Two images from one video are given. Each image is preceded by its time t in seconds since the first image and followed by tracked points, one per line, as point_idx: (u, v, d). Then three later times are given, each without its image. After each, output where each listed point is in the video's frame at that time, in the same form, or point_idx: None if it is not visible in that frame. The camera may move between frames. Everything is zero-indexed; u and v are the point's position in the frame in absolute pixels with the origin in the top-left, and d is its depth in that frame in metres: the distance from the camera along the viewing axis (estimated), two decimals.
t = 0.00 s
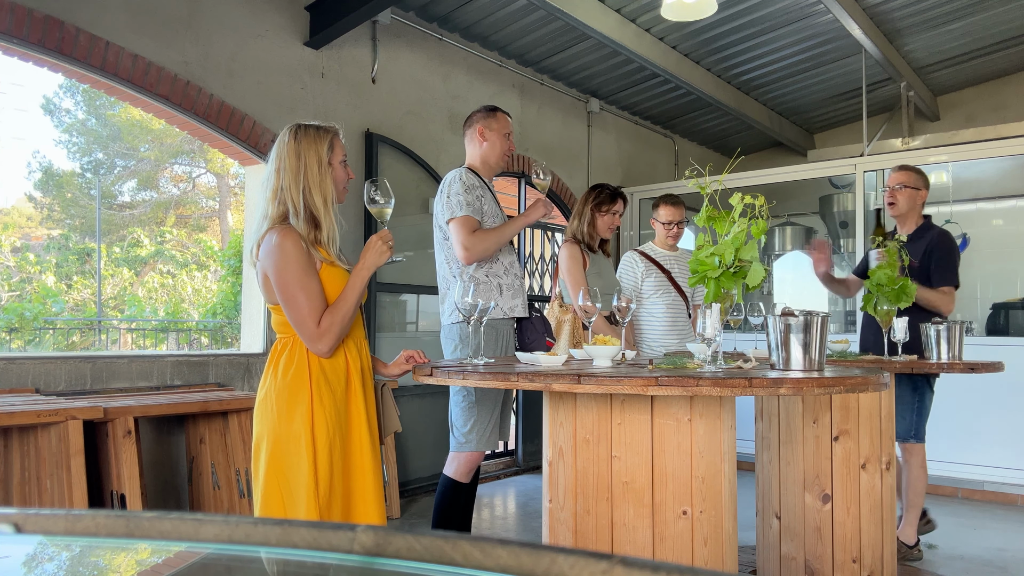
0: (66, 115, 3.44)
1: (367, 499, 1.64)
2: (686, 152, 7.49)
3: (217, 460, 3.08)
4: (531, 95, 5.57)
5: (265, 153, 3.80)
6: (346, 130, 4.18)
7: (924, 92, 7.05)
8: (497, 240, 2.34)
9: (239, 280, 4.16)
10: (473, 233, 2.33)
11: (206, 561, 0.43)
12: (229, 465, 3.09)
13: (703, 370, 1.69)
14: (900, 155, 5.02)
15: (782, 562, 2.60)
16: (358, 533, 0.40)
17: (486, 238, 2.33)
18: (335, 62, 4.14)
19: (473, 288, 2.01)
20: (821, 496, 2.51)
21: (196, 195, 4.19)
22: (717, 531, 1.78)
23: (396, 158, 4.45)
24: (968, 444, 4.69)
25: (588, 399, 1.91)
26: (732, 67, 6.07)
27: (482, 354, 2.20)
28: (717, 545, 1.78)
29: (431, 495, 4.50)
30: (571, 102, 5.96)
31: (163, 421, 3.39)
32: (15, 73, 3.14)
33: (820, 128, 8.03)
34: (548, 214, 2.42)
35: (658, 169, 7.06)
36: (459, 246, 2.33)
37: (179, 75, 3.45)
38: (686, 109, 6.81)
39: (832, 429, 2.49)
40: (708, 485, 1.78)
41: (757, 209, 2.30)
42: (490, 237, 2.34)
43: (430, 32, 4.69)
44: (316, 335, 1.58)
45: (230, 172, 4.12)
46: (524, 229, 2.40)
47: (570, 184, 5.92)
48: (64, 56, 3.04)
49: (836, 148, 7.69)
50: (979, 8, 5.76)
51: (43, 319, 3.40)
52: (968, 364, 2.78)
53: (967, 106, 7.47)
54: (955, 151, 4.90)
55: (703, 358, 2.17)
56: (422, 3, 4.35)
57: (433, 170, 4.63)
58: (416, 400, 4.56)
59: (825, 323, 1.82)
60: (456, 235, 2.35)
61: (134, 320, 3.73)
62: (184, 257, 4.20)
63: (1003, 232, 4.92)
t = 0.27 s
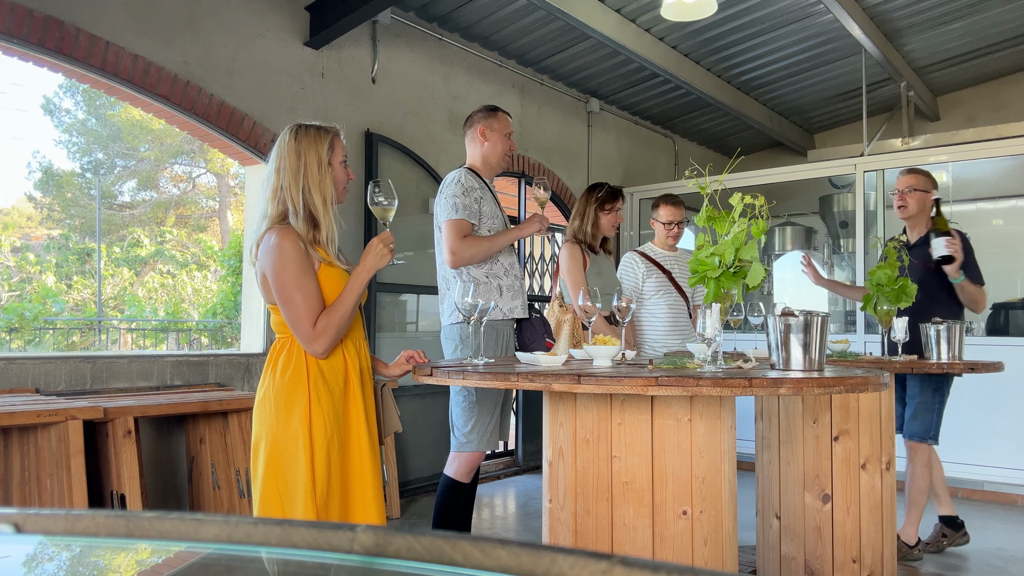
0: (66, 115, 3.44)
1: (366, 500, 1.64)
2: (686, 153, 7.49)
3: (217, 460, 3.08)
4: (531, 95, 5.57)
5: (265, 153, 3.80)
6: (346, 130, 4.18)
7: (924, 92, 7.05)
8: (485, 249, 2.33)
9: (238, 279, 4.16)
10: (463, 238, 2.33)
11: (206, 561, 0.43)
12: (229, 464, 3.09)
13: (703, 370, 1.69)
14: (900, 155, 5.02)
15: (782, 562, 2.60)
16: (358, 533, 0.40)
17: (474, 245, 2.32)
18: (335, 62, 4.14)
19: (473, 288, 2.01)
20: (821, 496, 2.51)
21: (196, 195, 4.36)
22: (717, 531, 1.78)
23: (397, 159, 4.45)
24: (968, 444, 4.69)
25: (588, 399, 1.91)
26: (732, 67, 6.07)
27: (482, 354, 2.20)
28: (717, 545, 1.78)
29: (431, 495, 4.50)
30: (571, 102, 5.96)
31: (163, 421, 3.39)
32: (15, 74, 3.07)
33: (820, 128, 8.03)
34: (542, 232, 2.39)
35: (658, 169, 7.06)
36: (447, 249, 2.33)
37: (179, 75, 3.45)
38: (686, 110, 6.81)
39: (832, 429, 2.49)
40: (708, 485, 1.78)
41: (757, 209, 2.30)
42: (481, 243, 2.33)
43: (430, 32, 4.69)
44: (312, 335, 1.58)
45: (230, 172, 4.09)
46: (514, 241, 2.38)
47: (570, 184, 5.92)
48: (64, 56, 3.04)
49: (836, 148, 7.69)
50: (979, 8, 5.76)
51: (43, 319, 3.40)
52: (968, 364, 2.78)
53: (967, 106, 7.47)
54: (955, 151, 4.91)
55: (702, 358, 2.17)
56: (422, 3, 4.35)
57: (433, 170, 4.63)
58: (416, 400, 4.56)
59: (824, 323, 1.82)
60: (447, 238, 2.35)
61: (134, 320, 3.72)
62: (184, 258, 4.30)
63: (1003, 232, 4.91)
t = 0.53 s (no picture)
0: (66, 115, 3.44)
1: (364, 500, 1.63)
2: (686, 153, 7.49)
3: (217, 460, 3.08)
4: (531, 95, 5.57)
5: (265, 153, 3.80)
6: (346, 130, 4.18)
7: (924, 92, 7.05)
8: (482, 251, 2.32)
9: (238, 280, 4.16)
10: (461, 239, 2.34)
11: (206, 560, 0.43)
12: (229, 464, 3.08)
13: (703, 371, 1.69)
14: (900, 155, 5.01)
15: (782, 562, 2.60)
16: (358, 533, 0.40)
17: (472, 246, 2.32)
18: (335, 62, 4.14)
19: (474, 288, 2.01)
20: (821, 496, 2.51)
21: (196, 195, 4.35)
22: (717, 531, 1.78)
23: (397, 159, 4.45)
24: (967, 444, 4.69)
25: (588, 399, 1.91)
26: (732, 67, 6.07)
27: (482, 354, 2.20)
28: (717, 545, 1.78)
29: (431, 495, 4.50)
30: (571, 102, 5.96)
31: (163, 421, 3.39)
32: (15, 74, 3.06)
33: (820, 128, 8.03)
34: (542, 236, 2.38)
35: (658, 169, 7.06)
36: (445, 250, 2.34)
37: (179, 75, 3.45)
38: (686, 110, 6.81)
39: (832, 429, 2.49)
40: (708, 485, 1.78)
41: (757, 209, 2.30)
42: (480, 245, 2.33)
43: (430, 32, 4.69)
44: (309, 336, 1.58)
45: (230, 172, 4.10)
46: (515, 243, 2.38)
47: (570, 184, 5.92)
48: (64, 56, 3.04)
49: (836, 148, 7.69)
50: (979, 8, 5.76)
51: (43, 319, 3.39)
52: (968, 364, 2.78)
53: (967, 106, 7.47)
54: (955, 151, 4.91)
55: (703, 358, 2.17)
56: (422, 3, 4.35)
57: (433, 170, 4.63)
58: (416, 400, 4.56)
59: (825, 323, 1.82)
60: (446, 239, 2.35)
61: (134, 320, 3.71)
62: (184, 258, 4.30)
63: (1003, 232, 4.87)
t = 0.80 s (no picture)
0: (66, 115, 3.44)
1: (362, 499, 1.63)
2: (686, 153, 7.49)
3: (217, 460, 3.08)
4: (531, 95, 5.57)
5: (265, 153, 3.80)
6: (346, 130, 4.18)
7: (924, 92, 7.05)
8: (482, 250, 2.32)
9: (238, 280, 4.16)
10: (462, 239, 2.34)
11: (206, 561, 0.43)
12: (229, 464, 3.08)
13: (703, 371, 1.69)
14: (900, 155, 5.01)
15: (781, 561, 2.60)
16: (358, 533, 0.40)
17: (472, 246, 2.32)
18: (335, 62, 4.14)
19: (474, 288, 2.01)
20: (821, 496, 2.51)
21: (196, 195, 4.42)
22: (717, 530, 1.78)
23: (397, 159, 4.45)
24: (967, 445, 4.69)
25: (588, 399, 1.91)
26: (732, 67, 6.07)
27: (482, 354, 2.20)
28: (717, 545, 1.78)
29: (431, 495, 4.50)
30: (571, 102, 5.96)
31: (163, 421, 3.39)
32: (15, 74, 3.07)
33: (820, 128, 8.03)
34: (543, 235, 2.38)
35: (658, 169, 7.06)
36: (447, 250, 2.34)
37: (179, 75, 3.45)
38: (686, 109, 6.81)
39: (832, 429, 2.49)
40: (708, 485, 1.78)
41: (757, 209, 2.30)
42: (480, 244, 2.32)
43: (430, 32, 4.69)
44: (306, 338, 1.58)
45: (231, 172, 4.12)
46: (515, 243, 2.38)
47: (570, 184, 5.92)
48: (64, 56, 3.04)
49: (836, 148, 7.69)
50: (979, 7, 5.76)
51: (43, 319, 3.39)
52: (968, 364, 2.78)
53: (967, 106, 7.47)
54: (954, 151, 4.90)
55: (702, 358, 2.17)
56: (422, 3, 4.35)
57: (433, 170, 4.63)
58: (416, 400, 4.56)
59: (824, 323, 1.82)
60: (446, 239, 2.35)
61: (134, 320, 3.72)
62: (184, 257, 4.30)
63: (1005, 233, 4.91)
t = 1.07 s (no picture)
0: (66, 115, 3.45)
1: (360, 500, 1.63)
2: (686, 152, 7.49)
3: (217, 460, 3.08)
4: (531, 95, 5.57)
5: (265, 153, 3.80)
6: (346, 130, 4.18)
7: (924, 92, 7.05)
8: (483, 250, 2.32)
9: (238, 279, 4.15)
10: (461, 239, 2.33)
11: (206, 561, 0.42)
12: (229, 464, 3.08)
13: (703, 370, 1.69)
14: (899, 155, 5.01)
15: (782, 561, 2.60)
16: (358, 533, 0.40)
17: (472, 246, 2.32)
18: (335, 62, 4.14)
19: (474, 288, 2.01)
20: (821, 496, 2.50)
21: (196, 195, 4.41)
22: (717, 530, 1.78)
23: (397, 159, 4.45)
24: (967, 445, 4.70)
25: (588, 399, 1.91)
26: (732, 67, 6.07)
27: (482, 354, 2.20)
28: (717, 545, 1.78)
29: (431, 495, 4.50)
30: (571, 102, 5.96)
31: (163, 421, 3.39)
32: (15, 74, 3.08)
33: (820, 128, 8.03)
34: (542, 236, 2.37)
35: (658, 169, 7.06)
36: (446, 250, 2.33)
37: (179, 75, 3.45)
38: (686, 109, 6.81)
39: (832, 429, 2.49)
40: (708, 485, 1.78)
41: (757, 208, 2.30)
42: (479, 245, 2.33)
43: (430, 32, 4.69)
44: (304, 338, 1.58)
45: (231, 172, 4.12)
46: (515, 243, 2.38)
47: (570, 184, 5.92)
48: (64, 56, 3.04)
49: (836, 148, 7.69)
50: (979, 8, 5.76)
51: (43, 319, 3.39)
52: (968, 364, 2.77)
53: (967, 106, 7.46)
54: (955, 151, 4.89)
55: (703, 358, 2.17)
56: (422, 3, 4.35)
57: (432, 170, 4.62)
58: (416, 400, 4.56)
59: (825, 323, 1.82)
60: (445, 239, 2.35)
61: (134, 320, 3.71)
62: (184, 257, 4.29)
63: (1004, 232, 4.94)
